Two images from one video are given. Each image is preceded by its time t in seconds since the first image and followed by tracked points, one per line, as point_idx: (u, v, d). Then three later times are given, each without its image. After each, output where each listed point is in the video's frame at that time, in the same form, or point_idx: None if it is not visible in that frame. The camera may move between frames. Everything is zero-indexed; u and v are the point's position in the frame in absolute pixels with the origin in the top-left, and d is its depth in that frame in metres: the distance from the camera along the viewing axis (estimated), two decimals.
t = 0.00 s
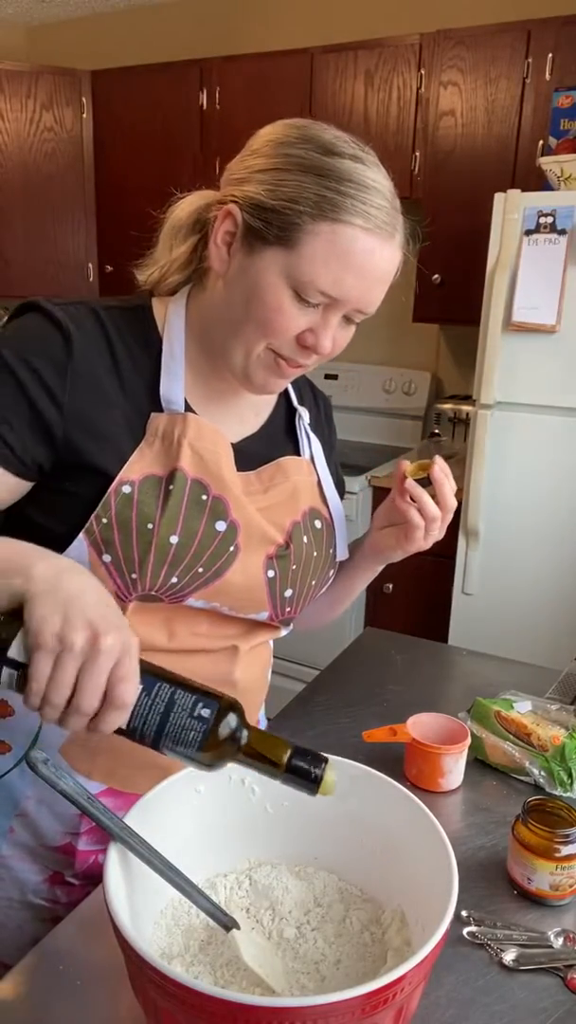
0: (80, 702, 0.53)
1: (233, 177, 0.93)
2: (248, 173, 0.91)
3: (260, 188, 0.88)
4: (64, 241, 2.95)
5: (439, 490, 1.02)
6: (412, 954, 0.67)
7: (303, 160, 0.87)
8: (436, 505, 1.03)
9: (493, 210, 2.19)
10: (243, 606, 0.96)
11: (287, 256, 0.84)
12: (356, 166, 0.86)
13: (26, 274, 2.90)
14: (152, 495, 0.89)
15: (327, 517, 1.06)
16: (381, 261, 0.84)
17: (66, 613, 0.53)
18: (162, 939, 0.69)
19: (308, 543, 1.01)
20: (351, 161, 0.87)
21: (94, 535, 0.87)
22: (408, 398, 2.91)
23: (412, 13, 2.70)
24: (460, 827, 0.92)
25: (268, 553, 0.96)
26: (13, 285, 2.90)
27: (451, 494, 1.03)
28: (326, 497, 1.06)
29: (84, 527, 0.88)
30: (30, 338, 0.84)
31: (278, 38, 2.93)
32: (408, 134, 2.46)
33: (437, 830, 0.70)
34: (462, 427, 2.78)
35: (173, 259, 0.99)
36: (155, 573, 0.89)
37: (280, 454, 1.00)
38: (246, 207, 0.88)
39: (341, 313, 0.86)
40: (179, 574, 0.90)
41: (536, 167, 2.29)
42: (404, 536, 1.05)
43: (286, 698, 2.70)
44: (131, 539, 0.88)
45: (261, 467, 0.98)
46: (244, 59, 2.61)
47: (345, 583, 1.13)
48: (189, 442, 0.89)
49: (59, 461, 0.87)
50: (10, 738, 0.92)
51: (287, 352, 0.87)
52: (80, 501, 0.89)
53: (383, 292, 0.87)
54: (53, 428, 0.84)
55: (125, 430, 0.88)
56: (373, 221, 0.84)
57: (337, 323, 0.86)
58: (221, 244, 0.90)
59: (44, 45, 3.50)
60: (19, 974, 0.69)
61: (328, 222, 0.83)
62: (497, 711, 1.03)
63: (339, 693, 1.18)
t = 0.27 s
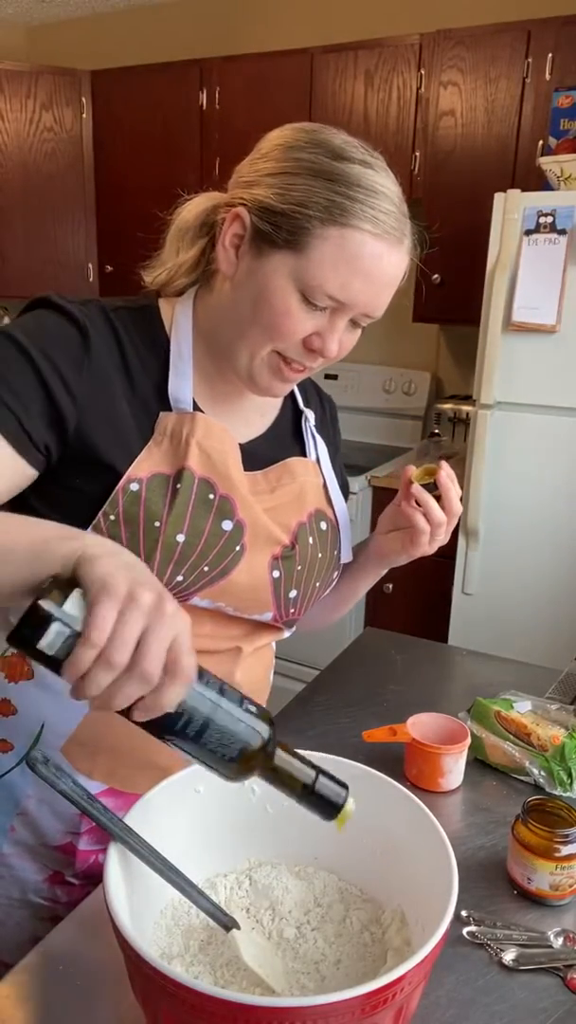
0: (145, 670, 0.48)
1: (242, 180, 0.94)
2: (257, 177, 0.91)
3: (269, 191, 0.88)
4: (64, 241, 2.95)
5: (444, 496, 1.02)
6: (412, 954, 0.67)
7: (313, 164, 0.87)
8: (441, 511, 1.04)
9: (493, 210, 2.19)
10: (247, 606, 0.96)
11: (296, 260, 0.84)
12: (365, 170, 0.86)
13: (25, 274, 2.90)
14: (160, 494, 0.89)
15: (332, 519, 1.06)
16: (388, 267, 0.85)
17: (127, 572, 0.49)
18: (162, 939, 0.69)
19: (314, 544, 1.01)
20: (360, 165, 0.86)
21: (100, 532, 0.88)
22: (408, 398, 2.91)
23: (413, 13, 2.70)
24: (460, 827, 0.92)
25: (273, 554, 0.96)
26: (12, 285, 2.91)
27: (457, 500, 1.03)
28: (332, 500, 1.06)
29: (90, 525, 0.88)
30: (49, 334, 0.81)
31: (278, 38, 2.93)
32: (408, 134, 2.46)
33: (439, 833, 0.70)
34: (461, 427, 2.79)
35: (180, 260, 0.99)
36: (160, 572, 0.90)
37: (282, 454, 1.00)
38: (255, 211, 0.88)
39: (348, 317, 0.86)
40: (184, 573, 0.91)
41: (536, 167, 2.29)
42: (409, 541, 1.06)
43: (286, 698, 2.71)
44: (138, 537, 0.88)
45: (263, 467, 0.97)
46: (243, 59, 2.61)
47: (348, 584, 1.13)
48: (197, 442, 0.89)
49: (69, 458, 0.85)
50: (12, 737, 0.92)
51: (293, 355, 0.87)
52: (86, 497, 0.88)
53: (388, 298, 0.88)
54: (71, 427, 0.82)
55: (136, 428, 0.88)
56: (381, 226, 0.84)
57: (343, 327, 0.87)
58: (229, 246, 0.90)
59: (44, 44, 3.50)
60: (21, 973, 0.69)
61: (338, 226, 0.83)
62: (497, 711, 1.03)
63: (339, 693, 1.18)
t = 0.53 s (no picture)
0: (208, 661, 0.51)
1: (244, 180, 0.93)
2: (259, 177, 0.91)
3: (271, 192, 0.88)
4: (64, 241, 2.95)
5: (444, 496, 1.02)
6: (412, 954, 0.67)
7: (317, 165, 0.86)
8: (442, 511, 1.04)
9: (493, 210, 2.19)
10: (251, 606, 0.96)
11: (298, 261, 0.83)
12: (368, 172, 0.86)
13: (25, 274, 2.90)
14: (165, 493, 0.89)
15: (334, 516, 1.06)
16: (389, 270, 0.85)
17: (189, 567, 0.53)
18: (162, 939, 0.69)
19: (316, 543, 1.02)
20: (363, 167, 0.86)
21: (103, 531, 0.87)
22: (408, 398, 2.91)
23: (413, 13, 2.70)
24: (460, 827, 0.92)
25: (277, 552, 0.96)
26: (12, 285, 2.91)
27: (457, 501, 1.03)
28: (333, 498, 1.06)
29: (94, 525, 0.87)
30: (60, 333, 0.80)
31: (278, 38, 2.93)
32: (408, 134, 2.46)
33: (440, 834, 0.70)
34: (462, 427, 2.79)
35: (180, 260, 0.99)
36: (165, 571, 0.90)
37: (284, 454, 1.00)
38: (258, 211, 0.88)
39: (349, 319, 0.86)
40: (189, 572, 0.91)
41: (536, 167, 2.29)
42: (410, 541, 1.06)
43: (286, 698, 2.71)
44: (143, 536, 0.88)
45: (265, 466, 0.97)
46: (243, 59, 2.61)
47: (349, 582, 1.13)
48: (202, 441, 0.89)
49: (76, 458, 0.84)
50: (14, 738, 0.92)
51: (294, 356, 0.88)
52: (89, 497, 0.87)
53: (389, 300, 0.88)
54: (81, 428, 0.81)
55: (141, 428, 0.88)
56: (384, 229, 0.84)
57: (344, 329, 0.87)
58: (230, 247, 0.90)
59: (44, 44, 3.50)
60: (21, 975, 0.68)
61: (340, 228, 0.83)
62: (497, 711, 1.03)
63: (340, 693, 1.18)
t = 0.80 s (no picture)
0: (229, 657, 0.52)
1: (242, 180, 0.93)
2: (257, 177, 0.91)
3: (269, 191, 0.88)
4: (64, 241, 2.95)
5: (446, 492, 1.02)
6: (412, 954, 0.67)
7: (315, 164, 0.86)
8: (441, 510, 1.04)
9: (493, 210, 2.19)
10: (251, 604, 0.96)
11: (297, 261, 0.84)
12: (366, 171, 0.86)
13: (26, 274, 2.91)
14: (166, 491, 0.89)
15: (334, 513, 1.06)
16: (388, 268, 0.85)
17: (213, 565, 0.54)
18: (162, 939, 0.69)
19: (317, 542, 1.02)
20: (362, 166, 0.86)
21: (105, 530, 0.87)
22: (408, 398, 2.91)
23: (413, 13, 2.70)
24: (460, 826, 0.92)
25: (278, 550, 0.96)
26: (12, 285, 2.91)
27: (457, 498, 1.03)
28: (332, 496, 1.06)
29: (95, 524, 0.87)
30: (64, 332, 0.80)
31: (278, 39, 2.93)
32: (408, 134, 2.46)
33: (439, 834, 0.70)
34: (462, 427, 2.79)
35: (179, 260, 0.99)
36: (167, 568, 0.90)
37: (284, 453, 1.00)
38: (256, 211, 0.88)
39: (347, 318, 0.86)
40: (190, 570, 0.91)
41: (536, 167, 2.29)
42: (409, 541, 1.05)
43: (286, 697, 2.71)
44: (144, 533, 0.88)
45: (265, 466, 0.97)
46: (244, 59, 2.61)
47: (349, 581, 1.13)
48: (203, 439, 0.89)
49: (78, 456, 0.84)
50: (14, 738, 0.92)
51: (293, 355, 0.88)
52: (91, 495, 0.87)
53: (388, 298, 0.88)
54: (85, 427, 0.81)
55: (143, 427, 0.88)
56: (382, 228, 0.84)
57: (343, 327, 0.87)
58: (229, 246, 0.90)
59: (45, 44, 3.50)
60: (22, 976, 0.68)
61: (339, 228, 0.83)
62: (497, 711, 1.03)
63: (340, 693, 1.18)
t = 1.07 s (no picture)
0: (238, 654, 0.53)
1: (239, 179, 0.93)
2: (254, 176, 0.91)
3: (267, 190, 0.88)
4: (64, 241, 2.95)
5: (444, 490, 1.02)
6: (412, 954, 0.67)
7: (311, 162, 0.87)
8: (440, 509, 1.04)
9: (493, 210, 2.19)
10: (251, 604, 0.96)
11: (294, 258, 0.83)
12: (363, 168, 0.86)
13: (26, 274, 2.91)
14: (167, 489, 0.89)
15: (334, 511, 1.06)
16: (386, 265, 0.85)
17: (219, 561, 0.55)
18: (162, 939, 0.69)
19: (317, 540, 1.02)
20: (358, 164, 0.86)
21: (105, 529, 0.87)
22: (408, 398, 2.91)
23: (413, 13, 2.70)
24: (460, 826, 0.92)
25: (278, 549, 0.96)
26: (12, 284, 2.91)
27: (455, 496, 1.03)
28: (332, 494, 1.06)
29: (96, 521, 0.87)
30: (65, 328, 0.80)
31: (278, 39, 2.93)
32: (408, 134, 2.46)
33: (438, 834, 0.70)
34: (461, 427, 2.79)
35: (178, 260, 0.98)
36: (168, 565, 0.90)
37: (285, 452, 1.00)
38: (253, 210, 0.88)
39: (345, 315, 0.86)
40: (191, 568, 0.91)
41: (536, 167, 2.29)
42: (408, 541, 1.05)
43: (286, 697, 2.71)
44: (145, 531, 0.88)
45: (266, 465, 0.97)
46: (243, 59, 2.61)
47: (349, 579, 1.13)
48: (203, 438, 0.89)
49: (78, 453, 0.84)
50: (14, 738, 0.92)
51: (291, 353, 0.88)
52: (91, 492, 0.87)
53: (386, 296, 0.88)
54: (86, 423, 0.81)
55: (144, 425, 0.88)
56: (379, 224, 0.84)
57: (341, 325, 0.87)
58: (227, 246, 0.90)
59: (44, 44, 3.50)
60: (22, 978, 0.68)
61: (336, 225, 0.82)
62: (497, 711, 1.03)
63: (340, 693, 1.18)
